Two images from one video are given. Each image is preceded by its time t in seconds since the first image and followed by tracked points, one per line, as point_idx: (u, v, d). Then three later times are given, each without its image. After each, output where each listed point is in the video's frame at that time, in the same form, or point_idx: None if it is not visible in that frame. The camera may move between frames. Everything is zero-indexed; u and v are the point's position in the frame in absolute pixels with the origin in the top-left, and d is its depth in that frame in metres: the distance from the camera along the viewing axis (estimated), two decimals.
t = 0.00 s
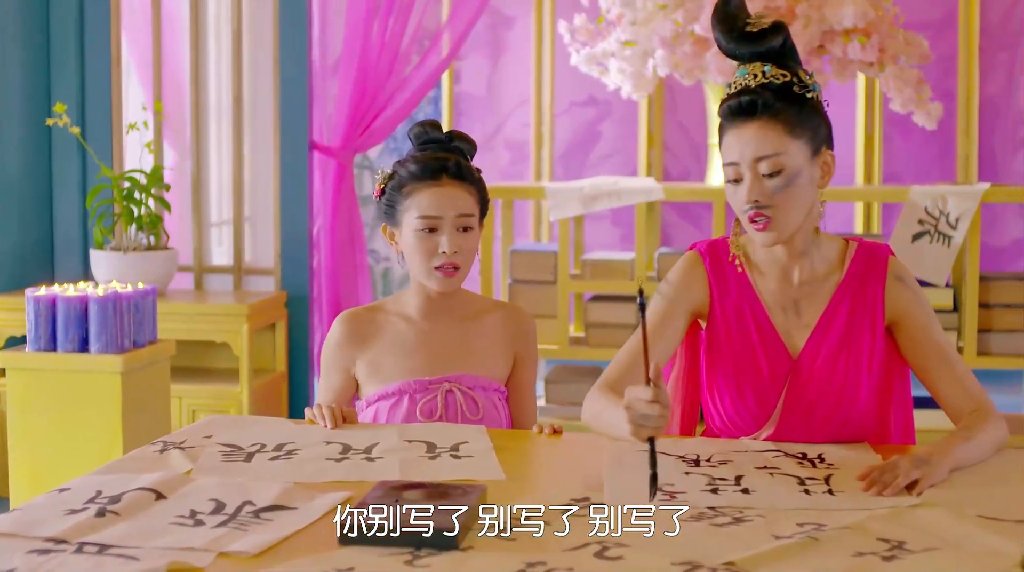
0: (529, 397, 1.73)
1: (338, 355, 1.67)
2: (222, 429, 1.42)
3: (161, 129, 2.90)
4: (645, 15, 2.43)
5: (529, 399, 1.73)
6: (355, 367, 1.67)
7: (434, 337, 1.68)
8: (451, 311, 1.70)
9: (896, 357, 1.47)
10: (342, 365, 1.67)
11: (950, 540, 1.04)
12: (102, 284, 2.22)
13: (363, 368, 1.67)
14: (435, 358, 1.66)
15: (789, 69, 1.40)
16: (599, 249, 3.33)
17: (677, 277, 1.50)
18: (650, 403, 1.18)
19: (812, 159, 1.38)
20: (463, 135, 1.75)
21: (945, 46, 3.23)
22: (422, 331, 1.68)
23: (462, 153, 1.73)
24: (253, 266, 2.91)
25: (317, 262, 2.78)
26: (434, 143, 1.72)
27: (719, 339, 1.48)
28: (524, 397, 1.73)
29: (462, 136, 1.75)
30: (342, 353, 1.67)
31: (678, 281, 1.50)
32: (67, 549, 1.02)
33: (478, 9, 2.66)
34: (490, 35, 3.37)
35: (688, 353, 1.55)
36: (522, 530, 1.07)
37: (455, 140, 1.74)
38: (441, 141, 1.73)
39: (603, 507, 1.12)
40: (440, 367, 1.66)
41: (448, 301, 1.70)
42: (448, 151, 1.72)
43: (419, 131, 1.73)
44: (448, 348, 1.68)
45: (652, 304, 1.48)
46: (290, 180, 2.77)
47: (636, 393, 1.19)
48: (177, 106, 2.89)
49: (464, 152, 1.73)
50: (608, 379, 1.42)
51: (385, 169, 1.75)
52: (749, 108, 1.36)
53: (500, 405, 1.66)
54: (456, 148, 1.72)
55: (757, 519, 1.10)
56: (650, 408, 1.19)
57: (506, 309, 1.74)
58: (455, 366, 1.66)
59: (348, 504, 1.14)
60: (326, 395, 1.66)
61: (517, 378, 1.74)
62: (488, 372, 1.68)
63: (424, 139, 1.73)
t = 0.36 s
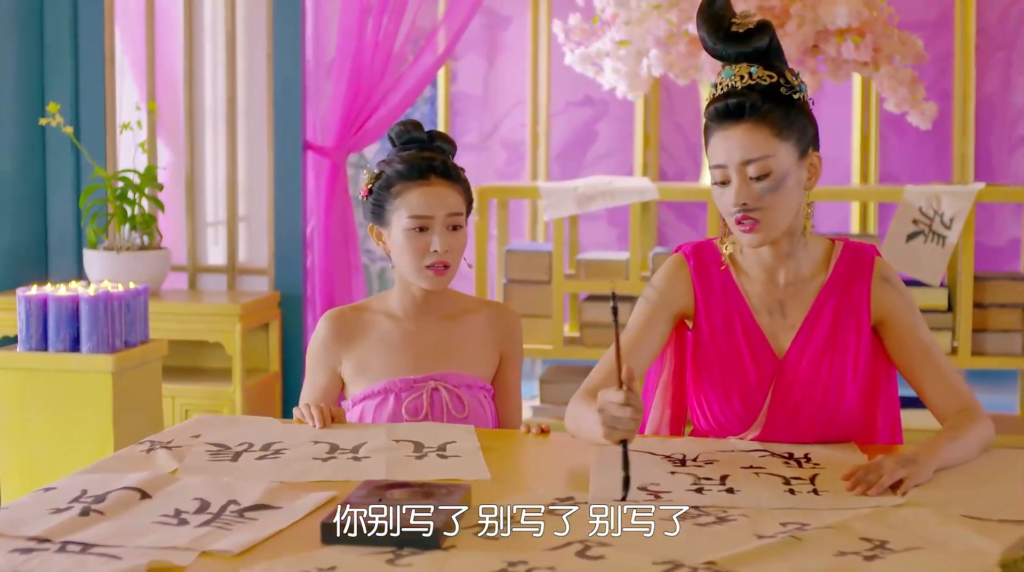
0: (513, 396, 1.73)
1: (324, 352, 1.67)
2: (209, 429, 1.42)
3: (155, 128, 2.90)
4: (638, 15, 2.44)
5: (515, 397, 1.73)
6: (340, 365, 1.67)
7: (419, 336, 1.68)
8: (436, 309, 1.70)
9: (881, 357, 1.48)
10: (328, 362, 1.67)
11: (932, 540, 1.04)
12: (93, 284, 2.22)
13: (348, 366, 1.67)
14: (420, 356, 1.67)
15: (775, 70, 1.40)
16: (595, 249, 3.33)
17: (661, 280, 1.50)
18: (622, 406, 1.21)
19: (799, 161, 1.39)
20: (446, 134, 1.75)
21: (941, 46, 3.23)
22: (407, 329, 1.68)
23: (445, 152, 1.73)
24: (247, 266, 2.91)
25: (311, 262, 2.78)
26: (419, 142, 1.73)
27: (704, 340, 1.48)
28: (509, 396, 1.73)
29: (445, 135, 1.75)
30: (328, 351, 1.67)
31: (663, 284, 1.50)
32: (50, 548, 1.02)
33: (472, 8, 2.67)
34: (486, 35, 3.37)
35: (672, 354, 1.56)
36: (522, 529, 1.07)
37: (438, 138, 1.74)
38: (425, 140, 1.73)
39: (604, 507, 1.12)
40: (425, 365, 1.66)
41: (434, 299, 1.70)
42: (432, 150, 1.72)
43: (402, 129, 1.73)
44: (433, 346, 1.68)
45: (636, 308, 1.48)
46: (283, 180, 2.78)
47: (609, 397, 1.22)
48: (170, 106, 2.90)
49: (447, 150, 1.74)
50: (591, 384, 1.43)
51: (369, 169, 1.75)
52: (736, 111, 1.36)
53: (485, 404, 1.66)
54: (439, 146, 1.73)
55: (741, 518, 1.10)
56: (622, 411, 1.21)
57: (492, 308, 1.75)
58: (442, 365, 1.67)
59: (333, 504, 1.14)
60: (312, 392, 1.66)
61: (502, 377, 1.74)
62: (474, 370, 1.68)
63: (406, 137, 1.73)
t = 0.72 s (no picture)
0: (503, 394, 1.73)
1: (312, 350, 1.67)
2: (199, 428, 1.42)
3: (150, 128, 2.91)
4: (633, 15, 2.42)
5: (504, 395, 1.73)
6: (329, 364, 1.67)
7: (408, 334, 1.69)
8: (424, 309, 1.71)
9: (870, 356, 1.49)
10: (316, 362, 1.67)
11: (916, 539, 1.04)
12: (85, 285, 2.22)
13: (337, 365, 1.67)
14: (407, 356, 1.67)
15: (781, 75, 1.40)
16: (591, 249, 3.34)
17: (647, 278, 1.51)
18: (625, 412, 1.20)
19: (797, 172, 1.39)
20: (429, 135, 1.75)
21: (937, 47, 3.23)
22: (395, 330, 1.68)
23: (430, 153, 1.73)
24: (242, 265, 2.92)
25: (304, 262, 2.79)
26: (403, 143, 1.73)
27: (690, 341, 1.49)
28: (499, 394, 1.73)
29: (428, 136, 1.75)
30: (315, 350, 1.67)
31: (649, 283, 1.50)
32: (35, 547, 1.03)
33: (468, 6, 2.69)
34: (483, 35, 3.37)
35: (659, 352, 1.56)
36: (507, 529, 1.07)
37: (421, 139, 1.74)
38: (409, 141, 1.73)
39: (593, 508, 1.12)
40: (412, 364, 1.66)
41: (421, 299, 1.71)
42: (417, 150, 1.72)
43: (387, 130, 1.73)
44: (422, 348, 1.68)
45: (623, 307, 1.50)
46: (278, 180, 2.78)
47: (612, 401, 1.21)
48: (165, 105, 2.91)
49: (431, 151, 1.74)
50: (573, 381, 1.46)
51: (354, 172, 1.75)
52: (741, 116, 1.36)
53: (475, 403, 1.67)
54: (424, 146, 1.73)
55: (726, 517, 1.10)
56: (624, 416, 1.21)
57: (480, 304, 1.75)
58: (428, 365, 1.67)
59: (318, 504, 1.14)
60: (301, 391, 1.66)
61: (491, 376, 1.74)
62: (463, 369, 1.68)
63: (390, 138, 1.73)
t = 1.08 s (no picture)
0: (494, 392, 1.74)
1: (304, 349, 1.67)
2: (190, 427, 1.42)
3: (144, 128, 2.91)
4: (628, 15, 2.43)
5: (495, 393, 1.74)
6: (321, 362, 1.68)
7: (399, 333, 1.69)
8: (415, 308, 1.71)
9: (858, 356, 1.49)
10: (308, 361, 1.68)
11: (901, 540, 1.04)
12: (78, 284, 2.23)
13: (330, 364, 1.67)
14: (398, 355, 1.67)
15: (796, 92, 1.36)
16: (588, 248, 3.35)
17: (637, 279, 1.50)
18: (581, 409, 1.24)
19: (794, 190, 1.37)
20: (415, 135, 1.75)
21: (933, 48, 3.25)
22: (387, 330, 1.69)
23: (417, 153, 1.74)
24: (237, 265, 2.92)
25: (299, 262, 2.80)
26: (390, 143, 1.73)
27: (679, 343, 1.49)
28: (490, 392, 1.74)
29: (414, 136, 1.76)
30: (307, 348, 1.67)
31: (638, 283, 1.50)
32: (21, 546, 1.03)
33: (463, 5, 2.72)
34: (479, 35, 3.38)
35: (647, 352, 1.56)
36: (492, 528, 1.07)
37: (408, 140, 1.74)
38: (396, 141, 1.73)
39: (580, 508, 1.12)
40: (404, 363, 1.67)
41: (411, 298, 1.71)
42: (406, 150, 1.72)
43: (374, 131, 1.74)
44: (413, 348, 1.68)
45: (607, 308, 1.48)
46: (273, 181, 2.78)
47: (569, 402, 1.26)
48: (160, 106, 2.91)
49: (418, 151, 1.74)
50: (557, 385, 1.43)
51: (343, 173, 1.75)
52: (752, 132, 1.33)
53: (465, 402, 1.67)
54: (412, 146, 1.73)
55: (711, 517, 1.10)
56: (580, 415, 1.25)
57: (470, 302, 1.75)
58: (418, 365, 1.67)
59: (305, 503, 1.14)
60: (292, 389, 1.67)
61: (482, 375, 1.75)
62: (454, 368, 1.69)
63: (376, 139, 1.74)
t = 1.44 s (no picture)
0: (485, 392, 1.74)
1: (294, 349, 1.67)
2: (179, 427, 1.43)
3: (139, 127, 2.91)
4: (622, 15, 2.44)
5: (485, 393, 1.74)
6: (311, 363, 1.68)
7: (389, 334, 1.69)
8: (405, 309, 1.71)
9: (847, 356, 1.49)
10: (298, 361, 1.68)
11: (886, 539, 1.04)
12: (70, 284, 2.23)
13: (319, 364, 1.67)
14: (388, 355, 1.67)
15: (799, 109, 1.33)
16: (585, 248, 3.35)
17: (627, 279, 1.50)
18: (614, 398, 1.23)
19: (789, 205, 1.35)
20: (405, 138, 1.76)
21: (928, 48, 3.25)
22: (376, 331, 1.69)
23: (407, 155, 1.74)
24: (231, 265, 2.92)
25: (293, 262, 2.81)
26: (381, 145, 1.73)
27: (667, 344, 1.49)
28: (481, 393, 1.74)
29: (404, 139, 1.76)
30: (297, 348, 1.67)
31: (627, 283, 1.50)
32: (7, 545, 1.03)
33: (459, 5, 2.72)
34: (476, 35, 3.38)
35: (635, 353, 1.56)
36: (476, 527, 1.08)
37: (398, 143, 1.75)
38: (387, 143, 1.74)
39: (565, 507, 1.12)
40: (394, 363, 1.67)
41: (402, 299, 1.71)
42: (397, 151, 1.72)
43: (365, 133, 1.74)
44: (403, 347, 1.69)
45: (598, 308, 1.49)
46: (268, 181, 2.79)
47: (601, 389, 1.25)
48: (154, 105, 2.91)
49: (409, 153, 1.74)
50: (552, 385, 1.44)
51: (334, 174, 1.75)
52: (756, 149, 1.29)
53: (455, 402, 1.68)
54: (402, 148, 1.74)
55: (697, 517, 1.10)
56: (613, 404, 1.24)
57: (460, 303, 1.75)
58: (409, 365, 1.67)
59: (293, 502, 1.14)
60: (282, 389, 1.67)
61: (473, 375, 1.75)
62: (444, 369, 1.69)
63: (367, 140, 1.74)
